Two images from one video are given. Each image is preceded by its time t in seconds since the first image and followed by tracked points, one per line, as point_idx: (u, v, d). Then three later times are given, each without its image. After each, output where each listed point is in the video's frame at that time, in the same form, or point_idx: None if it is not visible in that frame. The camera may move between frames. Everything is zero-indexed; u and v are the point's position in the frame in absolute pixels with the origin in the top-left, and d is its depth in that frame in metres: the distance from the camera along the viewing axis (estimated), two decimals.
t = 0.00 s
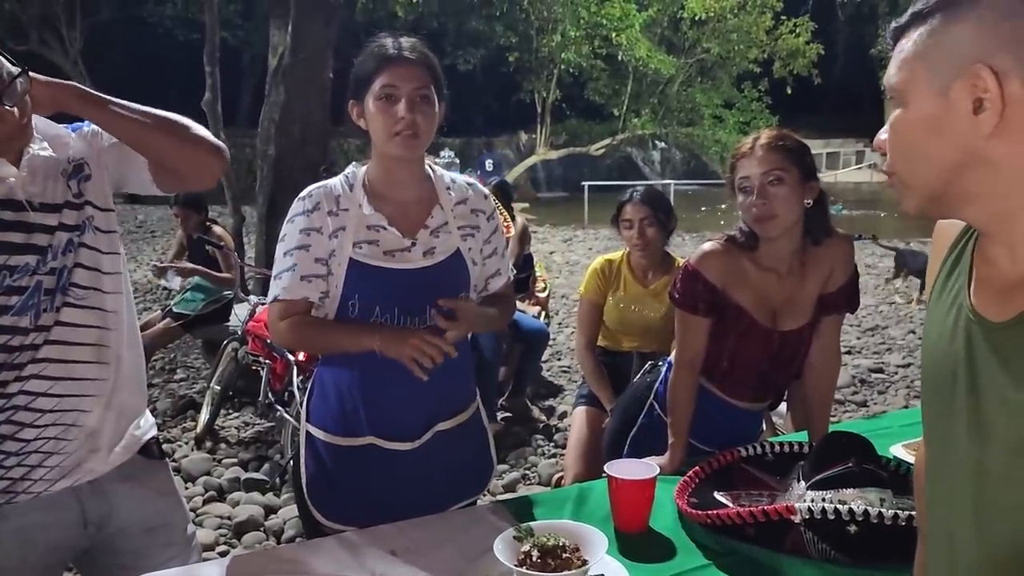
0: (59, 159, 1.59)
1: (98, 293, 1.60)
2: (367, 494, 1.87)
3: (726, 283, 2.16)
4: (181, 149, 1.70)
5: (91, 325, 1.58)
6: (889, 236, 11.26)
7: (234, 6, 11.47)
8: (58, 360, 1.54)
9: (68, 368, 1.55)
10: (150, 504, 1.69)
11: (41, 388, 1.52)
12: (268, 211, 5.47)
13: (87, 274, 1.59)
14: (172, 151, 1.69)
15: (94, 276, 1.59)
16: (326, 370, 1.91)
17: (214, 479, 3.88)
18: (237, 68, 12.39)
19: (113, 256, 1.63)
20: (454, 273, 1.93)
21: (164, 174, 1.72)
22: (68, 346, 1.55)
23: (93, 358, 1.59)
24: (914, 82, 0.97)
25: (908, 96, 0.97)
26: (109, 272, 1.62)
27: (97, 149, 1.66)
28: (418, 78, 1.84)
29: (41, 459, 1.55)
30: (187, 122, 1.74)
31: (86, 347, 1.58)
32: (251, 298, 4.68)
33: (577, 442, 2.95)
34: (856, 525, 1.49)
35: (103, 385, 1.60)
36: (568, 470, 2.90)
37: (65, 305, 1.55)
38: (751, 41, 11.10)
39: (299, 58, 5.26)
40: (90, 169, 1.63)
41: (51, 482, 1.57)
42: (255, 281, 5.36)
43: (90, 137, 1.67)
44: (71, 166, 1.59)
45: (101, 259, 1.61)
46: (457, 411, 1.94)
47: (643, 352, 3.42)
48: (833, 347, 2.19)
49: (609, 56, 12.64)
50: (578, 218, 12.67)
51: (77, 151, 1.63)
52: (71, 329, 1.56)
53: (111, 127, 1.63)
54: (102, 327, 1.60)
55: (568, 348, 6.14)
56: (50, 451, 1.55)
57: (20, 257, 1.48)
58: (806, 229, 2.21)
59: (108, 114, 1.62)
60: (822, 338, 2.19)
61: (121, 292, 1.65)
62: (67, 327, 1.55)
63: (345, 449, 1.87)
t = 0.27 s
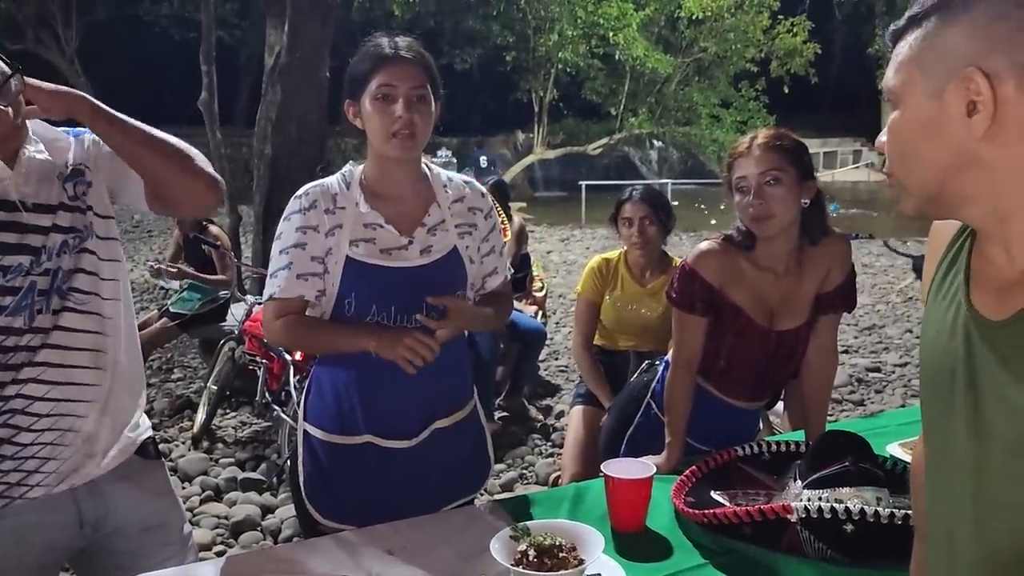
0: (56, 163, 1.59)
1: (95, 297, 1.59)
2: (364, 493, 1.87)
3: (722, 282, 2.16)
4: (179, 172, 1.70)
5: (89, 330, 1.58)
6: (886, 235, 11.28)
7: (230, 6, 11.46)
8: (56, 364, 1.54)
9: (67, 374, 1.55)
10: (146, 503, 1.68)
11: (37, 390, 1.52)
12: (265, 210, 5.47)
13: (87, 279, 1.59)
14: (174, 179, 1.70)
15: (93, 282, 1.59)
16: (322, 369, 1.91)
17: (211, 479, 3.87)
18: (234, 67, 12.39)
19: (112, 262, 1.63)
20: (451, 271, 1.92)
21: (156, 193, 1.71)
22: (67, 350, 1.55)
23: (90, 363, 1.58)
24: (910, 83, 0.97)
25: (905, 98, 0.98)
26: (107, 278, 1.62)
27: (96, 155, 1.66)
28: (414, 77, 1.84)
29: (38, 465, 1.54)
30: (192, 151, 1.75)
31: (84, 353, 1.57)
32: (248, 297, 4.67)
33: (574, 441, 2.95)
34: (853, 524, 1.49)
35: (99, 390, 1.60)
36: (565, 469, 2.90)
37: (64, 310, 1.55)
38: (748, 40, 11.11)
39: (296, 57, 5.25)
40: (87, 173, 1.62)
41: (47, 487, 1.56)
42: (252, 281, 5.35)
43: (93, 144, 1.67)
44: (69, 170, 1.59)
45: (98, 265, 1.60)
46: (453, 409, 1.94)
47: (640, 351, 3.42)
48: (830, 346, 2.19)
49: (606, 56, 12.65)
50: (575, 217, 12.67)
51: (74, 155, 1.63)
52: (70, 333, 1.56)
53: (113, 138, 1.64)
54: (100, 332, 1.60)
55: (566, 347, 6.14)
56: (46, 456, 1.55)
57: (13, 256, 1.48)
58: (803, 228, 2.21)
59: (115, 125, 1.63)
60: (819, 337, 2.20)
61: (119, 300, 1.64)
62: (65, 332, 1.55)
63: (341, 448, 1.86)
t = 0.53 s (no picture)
0: (44, 168, 1.57)
1: (97, 313, 1.60)
2: (361, 491, 1.87)
3: (718, 281, 2.16)
4: (170, 233, 1.71)
5: (91, 343, 1.59)
6: (882, 234, 11.30)
7: (227, 5, 11.47)
8: (57, 376, 1.54)
9: (69, 386, 1.56)
10: (141, 503, 1.68)
11: (37, 401, 1.53)
12: (262, 210, 5.46)
13: (88, 292, 1.60)
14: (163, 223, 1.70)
15: (94, 295, 1.60)
16: (319, 367, 1.90)
17: (207, 479, 3.87)
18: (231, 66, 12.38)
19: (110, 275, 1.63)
20: (447, 270, 1.92)
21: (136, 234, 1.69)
22: (69, 363, 1.56)
23: (92, 376, 1.59)
24: (907, 85, 0.97)
25: (902, 99, 0.98)
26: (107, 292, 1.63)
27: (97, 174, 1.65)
28: (409, 77, 1.84)
29: (35, 471, 1.55)
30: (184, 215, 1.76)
31: (86, 365, 1.58)
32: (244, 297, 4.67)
33: (571, 441, 2.95)
34: (848, 522, 1.49)
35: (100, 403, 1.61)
36: (562, 468, 2.89)
37: (64, 321, 1.56)
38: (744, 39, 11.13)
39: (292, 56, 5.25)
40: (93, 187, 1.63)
41: (43, 493, 1.57)
42: (248, 280, 5.35)
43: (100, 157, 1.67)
44: (64, 178, 1.59)
45: (102, 279, 1.62)
46: (449, 408, 1.93)
47: (636, 350, 3.43)
48: (825, 345, 2.20)
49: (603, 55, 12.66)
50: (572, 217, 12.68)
51: (83, 166, 1.63)
52: (72, 346, 1.56)
53: (122, 176, 1.63)
54: (100, 346, 1.60)
55: (562, 346, 6.14)
56: (43, 463, 1.55)
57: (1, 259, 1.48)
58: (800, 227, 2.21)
59: (129, 165, 1.63)
60: (814, 336, 2.20)
61: (119, 315, 1.66)
62: (66, 343, 1.55)
63: (338, 446, 1.86)
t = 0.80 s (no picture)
0: (42, 168, 1.58)
1: (91, 315, 1.60)
2: (357, 489, 1.87)
3: (713, 280, 2.16)
4: (154, 255, 1.71)
5: (86, 345, 1.59)
6: (878, 233, 11.32)
7: (223, 4, 11.46)
8: (51, 377, 1.54)
9: (64, 387, 1.56)
10: (135, 501, 1.68)
11: (33, 403, 1.53)
12: (258, 209, 5.45)
13: (81, 295, 1.58)
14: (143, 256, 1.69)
15: (90, 297, 1.60)
16: (314, 366, 1.90)
17: (203, 478, 3.86)
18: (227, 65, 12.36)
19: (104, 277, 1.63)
20: (442, 268, 1.92)
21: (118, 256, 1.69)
22: (64, 365, 1.55)
23: (87, 378, 1.59)
24: (901, 82, 0.97)
25: (896, 97, 0.97)
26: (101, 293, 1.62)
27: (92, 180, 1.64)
28: (404, 76, 1.83)
29: (29, 470, 1.55)
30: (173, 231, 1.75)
31: (81, 367, 1.58)
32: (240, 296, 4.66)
33: (567, 440, 2.94)
34: (842, 520, 1.49)
35: (95, 404, 1.61)
36: (558, 466, 2.89)
37: (58, 324, 1.55)
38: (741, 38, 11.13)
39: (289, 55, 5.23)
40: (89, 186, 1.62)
41: (38, 491, 1.57)
42: (245, 279, 5.34)
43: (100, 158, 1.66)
44: (61, 179, 1.59)
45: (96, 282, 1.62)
46: (445, 406, 1.93)
47: (633, 348, 3.42)
48: (820, 344, 2.20)
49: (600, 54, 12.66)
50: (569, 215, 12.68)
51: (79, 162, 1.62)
52: (67, 348, 1.56)
53: (105, 201, 1.61)
54: (95, 348, 1.60)
55: (559, 345, 6.14)
56: (37, 461, 1.55)
57: None
58: (796, 226, 2.21)
59: (113, 189, 1.61)
60: (810, 334, 2.20)
61: (110, 317, 1.65)
62: (61, 346, 1.55)
63: (334, 445, 1.86)
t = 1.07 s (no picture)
0: (39, 168, 1.57)
1: (86, 315, 1.59)
2: (353, 489, 1.87)
3: (709, 279, 2.16)
4: (151, 260, 1.70)
5: (81, 345, 1.58)
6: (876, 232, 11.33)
7: (221, 3, 11.45)
8: (47, 377, 1.54)
9: (59, 388, 1.56)
10: (130, 501, 1.67)
11: (28, 403, 1.53)
12: (255, 208, 5.44)
13: (77, 295, 1.58)
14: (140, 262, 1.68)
15: (85, 297, 1.59)
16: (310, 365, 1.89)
17: (201, 478, 3.86)
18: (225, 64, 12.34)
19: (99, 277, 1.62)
20: (438, 267, 1.91)
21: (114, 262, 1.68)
22: (59, 365, 1.55)
23: (82, 378, 1.59)
24: (903, 77, 0.96)
25: (897, 93, 0.97)
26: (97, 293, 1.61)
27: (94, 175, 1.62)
28: (401, 75, 1.83)
29: (24, 469, 1.54)
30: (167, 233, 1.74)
31: (76, 367, 1.58)
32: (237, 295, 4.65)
33: (564, 443, 2.93)
34: (839, 519, 1.49)
35: (90, 404, 1.61)
36: (555, 466, 2.89)
37: (54, 324, 1.54)
38: (739, 37, 11.14)
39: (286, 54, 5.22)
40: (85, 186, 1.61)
41: (34, 490, 1.56)
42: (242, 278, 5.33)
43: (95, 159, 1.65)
44: (58, 179, 1.58)
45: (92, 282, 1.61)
46: (442, 406, 1.92)
47: (630, 348, 3.42)
48: (816, 344, 2.20)
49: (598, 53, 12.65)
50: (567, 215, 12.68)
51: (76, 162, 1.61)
52: (62, 348, 1.56)
53: (103, 203, 1.60)
54: (90, 348, 1.60)
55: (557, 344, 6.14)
56: (32, 461, 1.55)
57: None
58: (792, 225, 2.21)
59: (111, 193, 1.60)
60: (805, 334, 2.20)
61: (105, 318, 1.64)
62: (56, 346, 1.55)
63: (330, 444, 1.86)
